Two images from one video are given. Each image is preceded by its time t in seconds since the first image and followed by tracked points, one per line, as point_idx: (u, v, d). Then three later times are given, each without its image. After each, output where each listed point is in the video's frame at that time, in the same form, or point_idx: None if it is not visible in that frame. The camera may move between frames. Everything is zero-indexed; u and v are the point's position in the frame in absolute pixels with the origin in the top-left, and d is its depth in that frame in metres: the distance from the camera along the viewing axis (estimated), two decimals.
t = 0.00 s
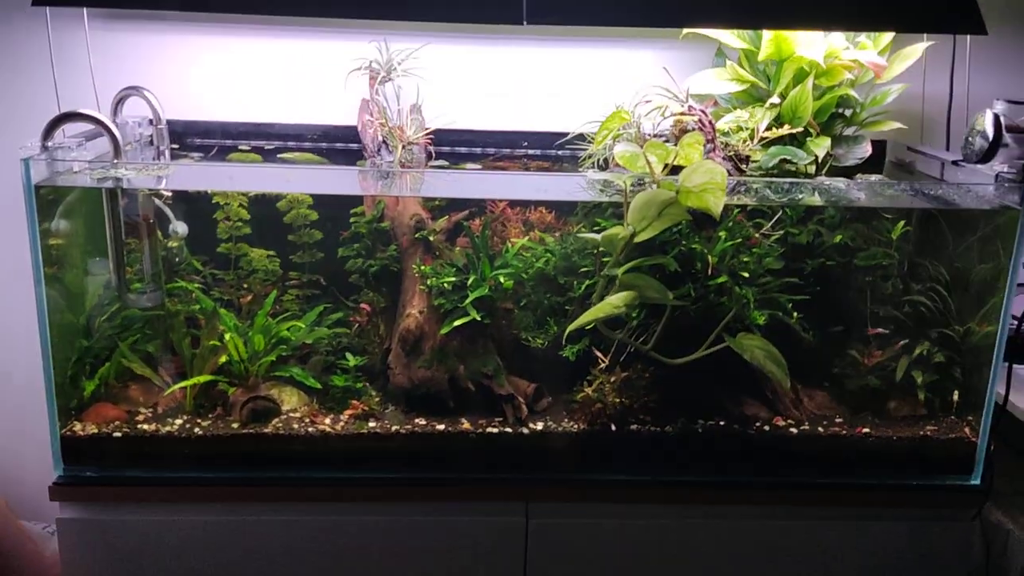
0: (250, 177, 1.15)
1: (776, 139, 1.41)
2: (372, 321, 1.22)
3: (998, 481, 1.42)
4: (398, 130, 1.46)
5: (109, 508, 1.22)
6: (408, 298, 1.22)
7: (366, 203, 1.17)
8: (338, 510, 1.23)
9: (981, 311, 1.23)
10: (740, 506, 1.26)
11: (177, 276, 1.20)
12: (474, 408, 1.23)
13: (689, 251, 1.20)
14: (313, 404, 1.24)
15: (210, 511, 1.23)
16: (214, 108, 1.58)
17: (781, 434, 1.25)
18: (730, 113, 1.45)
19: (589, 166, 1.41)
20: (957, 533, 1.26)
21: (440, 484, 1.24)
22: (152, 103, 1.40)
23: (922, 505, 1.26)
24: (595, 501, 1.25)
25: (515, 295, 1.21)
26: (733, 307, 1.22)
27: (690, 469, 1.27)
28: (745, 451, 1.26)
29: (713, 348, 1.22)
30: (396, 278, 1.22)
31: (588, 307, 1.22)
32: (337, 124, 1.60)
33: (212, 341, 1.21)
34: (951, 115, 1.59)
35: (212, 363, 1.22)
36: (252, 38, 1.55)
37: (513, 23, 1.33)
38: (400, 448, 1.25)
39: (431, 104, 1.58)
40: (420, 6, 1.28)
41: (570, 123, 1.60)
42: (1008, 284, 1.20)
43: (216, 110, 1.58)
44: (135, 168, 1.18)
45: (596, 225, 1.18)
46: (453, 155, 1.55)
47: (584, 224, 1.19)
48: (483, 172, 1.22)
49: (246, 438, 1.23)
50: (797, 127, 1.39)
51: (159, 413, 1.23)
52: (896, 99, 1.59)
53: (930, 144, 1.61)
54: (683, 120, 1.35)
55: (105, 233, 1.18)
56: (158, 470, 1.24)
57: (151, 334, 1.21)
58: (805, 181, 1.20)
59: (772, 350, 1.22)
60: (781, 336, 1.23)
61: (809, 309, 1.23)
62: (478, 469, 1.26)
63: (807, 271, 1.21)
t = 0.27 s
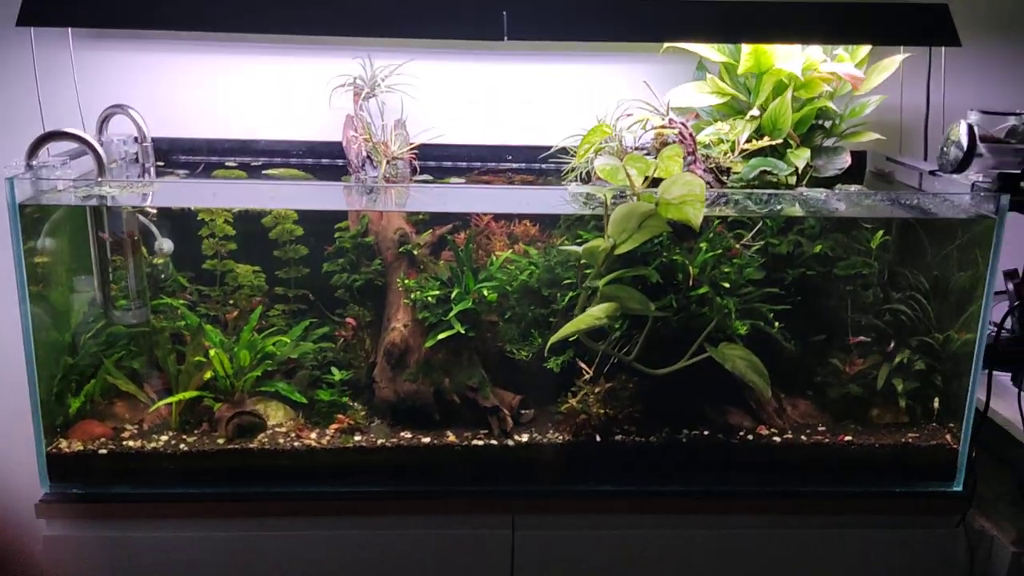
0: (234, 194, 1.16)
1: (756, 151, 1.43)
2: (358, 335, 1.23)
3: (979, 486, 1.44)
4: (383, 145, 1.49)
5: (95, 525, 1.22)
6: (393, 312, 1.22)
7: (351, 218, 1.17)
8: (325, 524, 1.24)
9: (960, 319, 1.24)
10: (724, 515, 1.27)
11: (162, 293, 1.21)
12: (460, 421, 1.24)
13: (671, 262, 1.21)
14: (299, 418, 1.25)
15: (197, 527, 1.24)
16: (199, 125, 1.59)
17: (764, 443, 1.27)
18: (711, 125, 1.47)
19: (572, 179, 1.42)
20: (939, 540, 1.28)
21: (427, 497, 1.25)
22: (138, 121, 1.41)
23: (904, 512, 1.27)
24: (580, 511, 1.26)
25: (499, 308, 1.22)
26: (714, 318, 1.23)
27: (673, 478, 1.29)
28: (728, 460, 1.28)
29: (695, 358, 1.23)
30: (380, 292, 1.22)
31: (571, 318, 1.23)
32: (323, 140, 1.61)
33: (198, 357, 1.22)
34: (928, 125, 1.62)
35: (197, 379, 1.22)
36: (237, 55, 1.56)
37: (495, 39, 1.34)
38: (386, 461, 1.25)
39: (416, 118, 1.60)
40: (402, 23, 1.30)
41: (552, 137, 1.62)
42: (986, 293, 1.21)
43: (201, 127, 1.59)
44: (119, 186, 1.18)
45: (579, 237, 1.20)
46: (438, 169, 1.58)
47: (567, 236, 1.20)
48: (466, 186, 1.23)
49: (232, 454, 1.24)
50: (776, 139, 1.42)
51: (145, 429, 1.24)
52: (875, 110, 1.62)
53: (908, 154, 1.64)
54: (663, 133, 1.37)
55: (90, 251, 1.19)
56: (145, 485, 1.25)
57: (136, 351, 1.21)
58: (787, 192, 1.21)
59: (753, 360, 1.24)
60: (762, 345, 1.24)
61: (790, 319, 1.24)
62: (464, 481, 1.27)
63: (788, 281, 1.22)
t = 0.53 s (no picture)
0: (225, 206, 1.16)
1: (745, 159, 1.44)
2: (350, 346, 1.23)
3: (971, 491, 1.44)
4: (374, 157, 1.50)
5: (88, 538, 1.23)
6: (383, 322, 1.23)
7: (343, 230, 1.18)
8: (317, 535, 1.25)
9: (949, 325, 1.25)
10: (715, 522, 1.28)
11: (154, 306, 1.21)
12: (452, 431, 1.25)
13: (659, 270, 1.22)
14: (291, 429, 1.25)
15: (190, 538, 1.24)
16: (192, 138, 1.60)
17: (755, 449, 1.27)
18: (700, 134, 1.48)
19: (563, 189, 1.43)
20: (929, 545, 1.28)
21: (418, 508, 1.24)
22: (130, 135, 1.44)
23: (895, 518, 1.28)
24: (572, 519, 1.26)
25: (489, 317, 1.22)
26: (703, 325, 1.23)
27: (665, 486, 1.28)
28: (720, 467, 1.28)
29: (685, 365, 1.24)
30: (370, 303, 1.22)
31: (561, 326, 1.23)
32: (314, 152, 1.62)
33: (189, 369, 1.22)
34: (916, 133, 1.63)
35: (189, 391, 1.22)
36: (228, 69, 1.57)
37: (484, 50, 1.36)
38: (377, 472, 1.25)
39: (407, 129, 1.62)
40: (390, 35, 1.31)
41: (542, 147, 1.64)
42: (974, 298, 1.22)
43: (193, 140, 1.61)
44: (110, 200, 1.18)
45: (569, 246, 1.20)
46: (430, 180, 1.59)
47: (556, 245, 1.20)
48: (456, 197, 1.24)
49: (224, 465, 1.24)
50: (765, 147, 1.43)
51: (137, 441, 1.24)
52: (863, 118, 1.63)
53: (896, 161, 1.65)
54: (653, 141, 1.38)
55: (82, 264, 1.19)
56: (134, 499, 1.24)
57: (128, 363, 1.22)
58: (774, 200, 1.23)
59: (743, 367, 1.24)
60: (751, 352, 1.25)
61: (779, 326, 1.24)
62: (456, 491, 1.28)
63: (776, 288, 1.23)
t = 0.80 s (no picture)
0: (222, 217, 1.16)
1: (740, 167, 1.45)
2: (348, 356, 1.24)
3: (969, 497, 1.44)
4: (371, 168, 1.51)
5: (87, 550, 1.23)
6: (381, 332, 1.23)
7: (339, 240, 1.18)
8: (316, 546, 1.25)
9: (946, 330, 1.25)
10: (713, 530, 1.28)
11: (153, 317, 1.22)
12: (449, 440, 1.25)
13: (655, 278, 1.22)
14: (289, 439, 1.25)
15: (189, 549, 1.24)
16: (191, 150, 1.62)
17: (753, 457, 1.27)
18: (695, 143, 1.49)
19: (559, 199, 1.44)
20: (927, 551, 1.28)
21: (416, 517, 1.25)
22: (129, 148, 1.45)
23: (893, 525, 1.28)
24: (570, 528, 1.26)
25: (486, 326, 1.23)
26: (699, 333, 1.24)
27: (663, 494, 1.29)
28: (718, 474, 1.28)
29: (682, 373, 1.24)
30: (368, 312, 1.23)
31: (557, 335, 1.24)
32: (313, 163, 1.63)
33: (188, 380, 1.23)
34: (910, 140, 1.64)
35: (187, 402, 1.23)
36: (227, 81, 1.59)
37: (479, 60, 1.37)
38: (375, 482, 1.25)
39: (404, 140, 1.63)
40: (386, 47, 1.33)
41: (538, 157, 1.65)
42: (970, 304, 1.22)
43: (192, 152, 1.62)
44: (109, 212, 1.18)
45: (565, 255, 1.20)
46: (427, 190, 1.60)
47: (552, 254, 1.21)
48: (453, 206, 1.24)
49: (222, 476, 1.24)
50: (759, 155, 1.44)
51: (136, 453, 1.24)
52: (858, 125, 1.64)
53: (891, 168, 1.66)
54: (647, 150, 1.39)
55: (82, 275, 1.20)
56: (134, 509, 1.24)
57: (127, 375, 1.23)
58: (770, 208, 1.22)
59: (739, 375, 1.24)
60: (748, 360, 1.25)
61: (775, 333, 1.25)
62: (454, 500, 1.28)
63: (772, 295, 1.23)
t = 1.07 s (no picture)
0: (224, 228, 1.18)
1: (739, 176, 1.45)
2: (349, 366, 1.24)
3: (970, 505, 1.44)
4: (371, 179, 1.52)
5: (90, 561, 1.24)
6: (381, 342, 1.24)
7: (339, 251, 1.19)
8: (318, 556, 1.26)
9: (945, 338, 1.25)
10: (713, 539, 1.28)
11: (155, 328, 1.22)
12: (450, 450, 1.25)
13: (654, 287, 1.22)
14: (290, 450, 1.25)
15: (191, 560, 1.25)
16: (192, 163, 1.63)
17: (753, 465, 1.27)
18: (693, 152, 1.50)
19: (558, 208, 1.44)
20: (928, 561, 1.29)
21: (417, 527, 1.26)
22: (131, 161, 1.46)
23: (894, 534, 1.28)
24: (570, 537, 1.27)
25: (486, 336, 1.23)
26: (699, 342, 1.24)
27: (663, 504, 1.30)
28: (718, 483, 1.29)
29: (682, 382, 1.24)
30: (368, 323, 1.23)
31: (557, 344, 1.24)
32: (314, 174, 1.65)
33: (190, 392, 1.23)
34: (907, 148, 1.65)
35: (189, 413, 1.24)
36: (228, 94, 1.60)
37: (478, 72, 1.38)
38: (377, 491, 1.26)
39: (405, 151, 1.64)
40: (385, 59, 1.34)
41: (537, 167, 1.66)
42: (970, 312, 1.22)
43: (194, 164, 1.63)
44: (111, 224, 1.20)
45: (564, 264, 1.21)
46: (427, 201, 1.61)
47: (552, 263, 1.21)
48: (453, 217, 1.24)
49: (223, 486, 1.25)
50: (758, 164, 1.44)
51: (137, 464, 1.24)
52: (856, 134, 1.64)
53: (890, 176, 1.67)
54: (646, 160, 1.40)
55: (85, 286, 1.20)
56: (138, 520, 1.26)
57: (129, 386, 1.23)
58: (769, 217, 1.23)
59: (739, 384, 1.24)
60: (747, 368, 1.25)
61: (774, 342, 1.25)
62: (454, 509, 1.28)
63: (772, 304, 1.23)
